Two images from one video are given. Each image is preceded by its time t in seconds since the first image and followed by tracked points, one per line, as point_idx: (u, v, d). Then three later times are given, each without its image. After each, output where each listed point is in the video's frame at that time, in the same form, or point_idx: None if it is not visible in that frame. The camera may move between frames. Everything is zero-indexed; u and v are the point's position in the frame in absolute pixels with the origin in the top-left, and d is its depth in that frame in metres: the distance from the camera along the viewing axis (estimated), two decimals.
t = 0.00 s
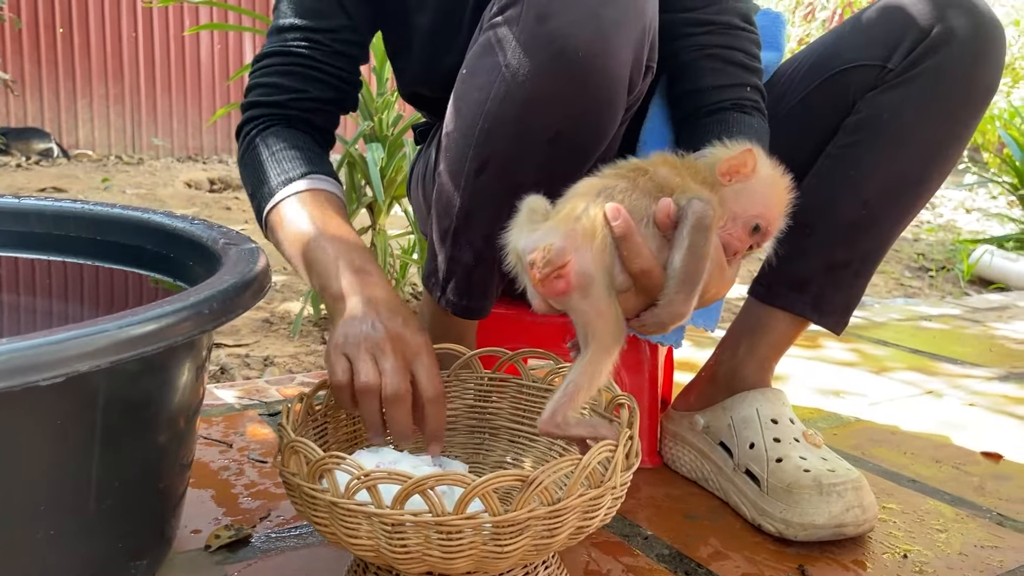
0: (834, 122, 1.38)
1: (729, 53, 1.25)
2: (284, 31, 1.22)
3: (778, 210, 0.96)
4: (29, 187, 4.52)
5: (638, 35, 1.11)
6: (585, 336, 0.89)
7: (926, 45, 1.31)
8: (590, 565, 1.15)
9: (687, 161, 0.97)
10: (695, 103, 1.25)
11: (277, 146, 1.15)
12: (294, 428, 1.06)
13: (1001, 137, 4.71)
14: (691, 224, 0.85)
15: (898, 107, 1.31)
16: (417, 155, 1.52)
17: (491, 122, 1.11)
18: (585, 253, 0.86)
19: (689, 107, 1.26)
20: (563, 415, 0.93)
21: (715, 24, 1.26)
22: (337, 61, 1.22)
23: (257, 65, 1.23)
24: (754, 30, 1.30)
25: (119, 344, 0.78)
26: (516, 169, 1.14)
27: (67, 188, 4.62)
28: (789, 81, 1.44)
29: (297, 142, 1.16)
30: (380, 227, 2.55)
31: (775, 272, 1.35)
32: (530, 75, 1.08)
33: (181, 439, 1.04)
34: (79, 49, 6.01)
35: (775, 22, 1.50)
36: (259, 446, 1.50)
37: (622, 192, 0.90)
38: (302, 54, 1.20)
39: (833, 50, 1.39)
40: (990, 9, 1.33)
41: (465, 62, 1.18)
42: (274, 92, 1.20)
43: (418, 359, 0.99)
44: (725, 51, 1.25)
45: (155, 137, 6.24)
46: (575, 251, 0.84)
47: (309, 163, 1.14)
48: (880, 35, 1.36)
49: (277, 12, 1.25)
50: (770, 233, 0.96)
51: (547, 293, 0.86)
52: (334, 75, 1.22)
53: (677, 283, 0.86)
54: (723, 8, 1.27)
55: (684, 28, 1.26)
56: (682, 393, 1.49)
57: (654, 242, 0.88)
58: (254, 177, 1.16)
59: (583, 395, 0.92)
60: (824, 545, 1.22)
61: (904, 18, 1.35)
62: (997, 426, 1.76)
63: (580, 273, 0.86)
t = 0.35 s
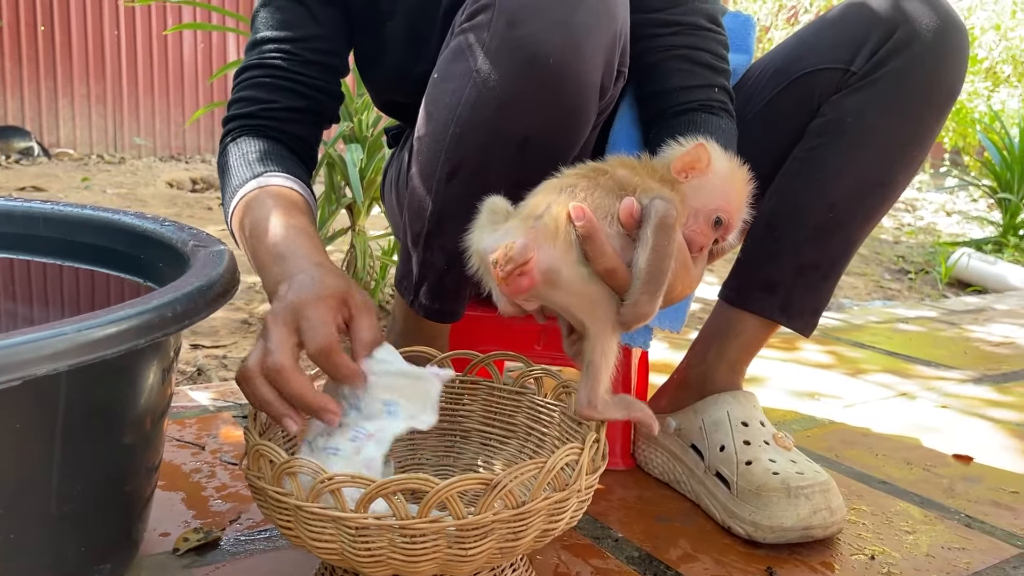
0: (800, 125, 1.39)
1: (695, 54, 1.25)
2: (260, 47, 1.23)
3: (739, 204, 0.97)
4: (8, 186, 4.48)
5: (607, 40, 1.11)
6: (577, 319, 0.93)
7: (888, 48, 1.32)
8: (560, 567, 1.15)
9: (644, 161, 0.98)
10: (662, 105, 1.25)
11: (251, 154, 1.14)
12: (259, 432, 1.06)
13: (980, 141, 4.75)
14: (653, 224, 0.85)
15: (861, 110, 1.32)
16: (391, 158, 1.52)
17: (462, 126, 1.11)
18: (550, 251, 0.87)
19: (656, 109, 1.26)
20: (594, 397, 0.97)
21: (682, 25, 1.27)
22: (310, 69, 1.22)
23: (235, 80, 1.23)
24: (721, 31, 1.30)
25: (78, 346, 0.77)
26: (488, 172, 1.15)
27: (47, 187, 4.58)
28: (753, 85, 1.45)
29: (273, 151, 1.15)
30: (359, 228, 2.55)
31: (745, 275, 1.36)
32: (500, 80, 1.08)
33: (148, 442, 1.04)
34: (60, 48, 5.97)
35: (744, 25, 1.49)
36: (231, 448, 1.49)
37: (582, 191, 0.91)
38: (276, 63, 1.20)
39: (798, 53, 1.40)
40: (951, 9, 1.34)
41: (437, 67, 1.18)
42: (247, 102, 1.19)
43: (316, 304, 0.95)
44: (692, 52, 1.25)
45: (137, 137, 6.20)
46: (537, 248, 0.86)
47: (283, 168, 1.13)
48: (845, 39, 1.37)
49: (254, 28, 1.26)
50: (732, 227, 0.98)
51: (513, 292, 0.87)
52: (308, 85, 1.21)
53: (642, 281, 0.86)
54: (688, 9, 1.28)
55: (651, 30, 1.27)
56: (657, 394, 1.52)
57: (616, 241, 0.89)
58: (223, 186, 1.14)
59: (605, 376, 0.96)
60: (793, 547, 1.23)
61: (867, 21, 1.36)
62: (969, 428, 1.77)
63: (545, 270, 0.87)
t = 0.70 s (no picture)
0: (781, 137, 1.41)
1: (678, 68, 1.26)
2: (250, 60, 1.28)
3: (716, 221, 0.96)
4: None
5: (589, 55, 1.12)
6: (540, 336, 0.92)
7: (866, 62, 1.34)
8: None
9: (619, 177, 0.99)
10: (645, 119, 1.26)
11: (237, 163, 1.20)
12: (245, 445, 1.07)
13: (965, 146, 4.79)
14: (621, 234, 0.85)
15: (840, 123, 1.33)
16: (377, 168, 1.53)
17: (446, 139, 1.12)
18: (515, 263, 0.87)
19: (641, 123, 1.27)
20: (554, 417, 0.96)
21: (663, 40, 1.28)
22: (298, 86, 1.27)
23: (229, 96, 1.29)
24: (703, 45, 1.31)
25: (63, 365, 0.78)
26: (472, 186, 1.16)
27: (32, 188, 4.56)
28: (735, 98, 1.47)
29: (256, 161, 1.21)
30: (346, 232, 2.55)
31: (727, 286, 1.38)
32: (483, 94, 1.09)
33: (134, 455, 1.04)
34: (46, 47, 5.93)
35: (727, 38, 1.52)
36: (217, 457, 1.50)
37: (553, 204, 0.92)
38: (264, 80, 1.26)
39: (777, 67, 1.42)
40: (929, 23, 1.36)
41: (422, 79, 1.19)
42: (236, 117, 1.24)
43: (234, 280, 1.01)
44: (675, 67, 1.26)
45: (124, 136, 6.16)
46: (503, 260, 0.85)
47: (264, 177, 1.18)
48: (826, 53, 1.38)
49: (245, 42, 1.31)
50: (709, 243, 0.97)
51: (480, 303, 0.87)
52: (294, 99, 1.26)
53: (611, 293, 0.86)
54: (670, 24, 1.28)
55: (633, 43, 1.28)
56: (640, 404, 1.52)
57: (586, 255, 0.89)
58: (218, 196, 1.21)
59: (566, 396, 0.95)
60: (773, 556, 1.25)
61: (846, 36, 1.37)
62: (948, 436, 1.80)
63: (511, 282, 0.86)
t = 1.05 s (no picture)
0: (771, 154, 1.43)
1: (671, 88, 1.28)
2: (258, 85, 1.36)
3: (704, 248, 0.99)
4: None
5: (584, 76, 1.14)
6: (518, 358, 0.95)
7: (853, 82, 1.36)
8: None
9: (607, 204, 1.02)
10: (640, 138, 1.29)
11: (249, 188, 1.29)
12: (244, 460, 1.09)
13: (952, 150, 4.83)
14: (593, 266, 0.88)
15: (829, 141, 1.36)
16: (372, 181, 1.55)
17: (443, 159, 1.14)
18: (490, 286, 0.91)
19: (636, 141, 1.30)
20: (519, 435, 0.99)
21: (658, 60, 1.30)
22: (301, 109, 1.35)
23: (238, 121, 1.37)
24: (695, 64, 1.33)
25: (69, 388, 0.80)
26: (470, 205, 1.18)
27: (23, 189, 4.54)
28: (726, 114, 1.49)
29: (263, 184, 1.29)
30: (339, 239, 2.57)
31: (717, 300, 1.41)
32: (480, 115, 1.11)
33: (134, 470, 1.05)
34: (36, 47, 5.91)
35: (721, 55, 1.55)
36: (213, 467, 1.51)
37: (534, 232, 0.95)
38: (269, 106, 1.34)
39: (767, 84, 1.44)
40: (915, 44, 1.39)
41: (418, 98, 1.20)
42: (245, 142, 1.34)
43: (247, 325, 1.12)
44: (669, 86, 1.28)
45: (115, 137, 6.16)
46: (476, 284, 0.90)
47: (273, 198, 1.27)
48: (814, 71, 1.41)
49: (252, 67, 1.39)
50: (695, 269, 0.99)
51: (457, 326, 0.91)
52: (297, 123, 1.34)
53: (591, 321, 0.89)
54: (664, 44, 1.30)
55: (630, 64, 1.30)
56: (631, 414, 1.54)
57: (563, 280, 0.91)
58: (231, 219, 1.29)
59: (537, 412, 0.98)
60: (762, 567, 1.27)
61: (834, 55, 1.40)
62: (934, 444, 1.83)
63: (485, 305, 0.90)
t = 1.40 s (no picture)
0: (767, 162, 1.44)
1: (665, 96, 1.28)
2: (258, 92, 1.38)
3: (673, 266, 1.08)
4: None
5: (579, 87, 1.14)
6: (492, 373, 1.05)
7: (849, 93, 1.37)
8: None
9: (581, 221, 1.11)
10: (633, 146, 1.29)
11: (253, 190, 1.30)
12: (243, 470, 1.09)
13: (947, 151, 4.84)
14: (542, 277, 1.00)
15: (824, 152, 1.37)
16: (370, 186, 1.56)
17: (438, 169, 1.14)
18: (451, 304, 1.03)
19: (628, 150, 1.31)
20: (507, 443, 1.05)
21: (649, 68, 1.29)
22: (303, 116, 1.37)
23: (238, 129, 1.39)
24: (690, 73, 1.32)
25: (70, 403, 0.80)
26: (464, 213, 1.18)
27: (18, 188, 4.53)
28: (722, 122, 1.50)
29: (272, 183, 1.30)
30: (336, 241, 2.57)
31: (713, 308, 1.41)
32: (476, 125, 1.11)
33: (134, 480, 1.06)
34: (31, 45, 5.89)
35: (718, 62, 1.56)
36: (211, 472, 1.51)
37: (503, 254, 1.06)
38: (270, 112, 1.36)
39: (764, 92, 1.45)
40: (913, 56, 1.39)
41: (415, 107, 1.20)
42: (248, 148, 1.35)
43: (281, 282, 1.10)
44: (662, 95, 1.28)
45: (110, 135, 6.15)
46: (435, 302, 1.03)
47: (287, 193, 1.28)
48: (809, 80, 1.41)
49: (252, 75, 1.40)
50: (663, 283, 1.09)
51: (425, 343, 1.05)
52: (297, 127, 1.36)
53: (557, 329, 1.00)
54: (657, 53, 1.30)
55: (622, 72, 1.31)
56: (629, 419, 1.56)
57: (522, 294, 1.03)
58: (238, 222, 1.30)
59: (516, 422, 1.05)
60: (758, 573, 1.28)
61: (831, 64, 1.40)
62: (929, 448, 1.84)
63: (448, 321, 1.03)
